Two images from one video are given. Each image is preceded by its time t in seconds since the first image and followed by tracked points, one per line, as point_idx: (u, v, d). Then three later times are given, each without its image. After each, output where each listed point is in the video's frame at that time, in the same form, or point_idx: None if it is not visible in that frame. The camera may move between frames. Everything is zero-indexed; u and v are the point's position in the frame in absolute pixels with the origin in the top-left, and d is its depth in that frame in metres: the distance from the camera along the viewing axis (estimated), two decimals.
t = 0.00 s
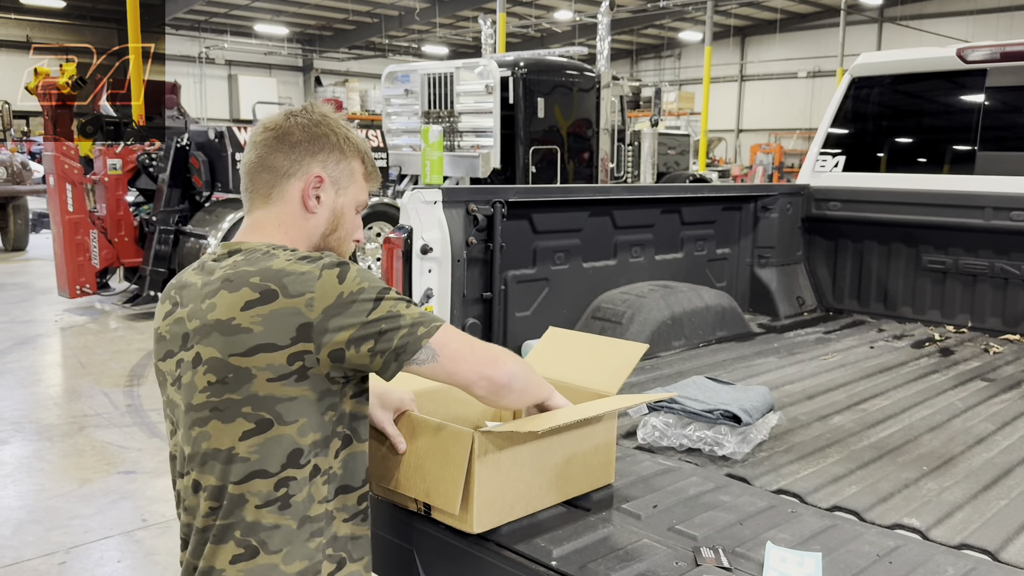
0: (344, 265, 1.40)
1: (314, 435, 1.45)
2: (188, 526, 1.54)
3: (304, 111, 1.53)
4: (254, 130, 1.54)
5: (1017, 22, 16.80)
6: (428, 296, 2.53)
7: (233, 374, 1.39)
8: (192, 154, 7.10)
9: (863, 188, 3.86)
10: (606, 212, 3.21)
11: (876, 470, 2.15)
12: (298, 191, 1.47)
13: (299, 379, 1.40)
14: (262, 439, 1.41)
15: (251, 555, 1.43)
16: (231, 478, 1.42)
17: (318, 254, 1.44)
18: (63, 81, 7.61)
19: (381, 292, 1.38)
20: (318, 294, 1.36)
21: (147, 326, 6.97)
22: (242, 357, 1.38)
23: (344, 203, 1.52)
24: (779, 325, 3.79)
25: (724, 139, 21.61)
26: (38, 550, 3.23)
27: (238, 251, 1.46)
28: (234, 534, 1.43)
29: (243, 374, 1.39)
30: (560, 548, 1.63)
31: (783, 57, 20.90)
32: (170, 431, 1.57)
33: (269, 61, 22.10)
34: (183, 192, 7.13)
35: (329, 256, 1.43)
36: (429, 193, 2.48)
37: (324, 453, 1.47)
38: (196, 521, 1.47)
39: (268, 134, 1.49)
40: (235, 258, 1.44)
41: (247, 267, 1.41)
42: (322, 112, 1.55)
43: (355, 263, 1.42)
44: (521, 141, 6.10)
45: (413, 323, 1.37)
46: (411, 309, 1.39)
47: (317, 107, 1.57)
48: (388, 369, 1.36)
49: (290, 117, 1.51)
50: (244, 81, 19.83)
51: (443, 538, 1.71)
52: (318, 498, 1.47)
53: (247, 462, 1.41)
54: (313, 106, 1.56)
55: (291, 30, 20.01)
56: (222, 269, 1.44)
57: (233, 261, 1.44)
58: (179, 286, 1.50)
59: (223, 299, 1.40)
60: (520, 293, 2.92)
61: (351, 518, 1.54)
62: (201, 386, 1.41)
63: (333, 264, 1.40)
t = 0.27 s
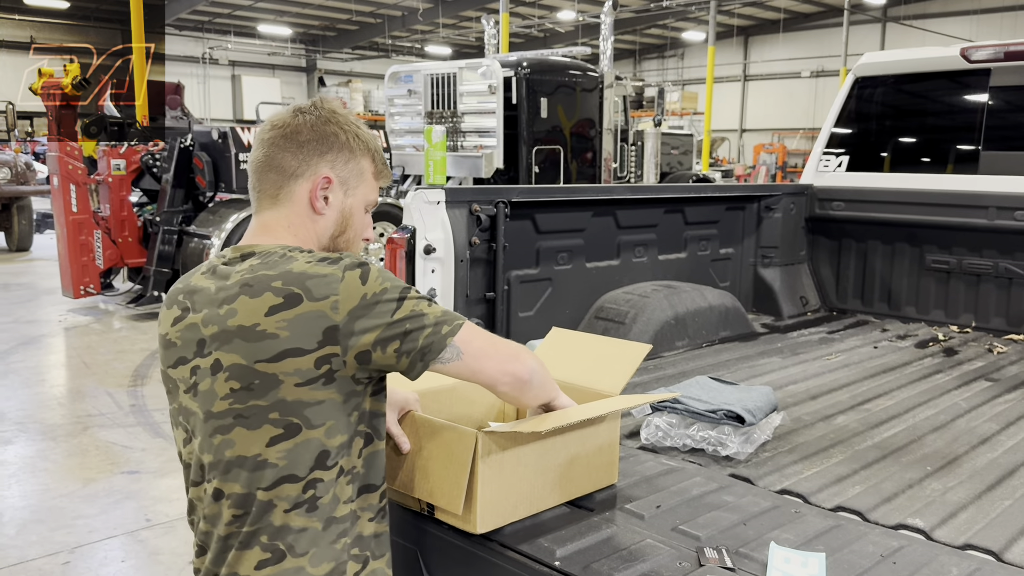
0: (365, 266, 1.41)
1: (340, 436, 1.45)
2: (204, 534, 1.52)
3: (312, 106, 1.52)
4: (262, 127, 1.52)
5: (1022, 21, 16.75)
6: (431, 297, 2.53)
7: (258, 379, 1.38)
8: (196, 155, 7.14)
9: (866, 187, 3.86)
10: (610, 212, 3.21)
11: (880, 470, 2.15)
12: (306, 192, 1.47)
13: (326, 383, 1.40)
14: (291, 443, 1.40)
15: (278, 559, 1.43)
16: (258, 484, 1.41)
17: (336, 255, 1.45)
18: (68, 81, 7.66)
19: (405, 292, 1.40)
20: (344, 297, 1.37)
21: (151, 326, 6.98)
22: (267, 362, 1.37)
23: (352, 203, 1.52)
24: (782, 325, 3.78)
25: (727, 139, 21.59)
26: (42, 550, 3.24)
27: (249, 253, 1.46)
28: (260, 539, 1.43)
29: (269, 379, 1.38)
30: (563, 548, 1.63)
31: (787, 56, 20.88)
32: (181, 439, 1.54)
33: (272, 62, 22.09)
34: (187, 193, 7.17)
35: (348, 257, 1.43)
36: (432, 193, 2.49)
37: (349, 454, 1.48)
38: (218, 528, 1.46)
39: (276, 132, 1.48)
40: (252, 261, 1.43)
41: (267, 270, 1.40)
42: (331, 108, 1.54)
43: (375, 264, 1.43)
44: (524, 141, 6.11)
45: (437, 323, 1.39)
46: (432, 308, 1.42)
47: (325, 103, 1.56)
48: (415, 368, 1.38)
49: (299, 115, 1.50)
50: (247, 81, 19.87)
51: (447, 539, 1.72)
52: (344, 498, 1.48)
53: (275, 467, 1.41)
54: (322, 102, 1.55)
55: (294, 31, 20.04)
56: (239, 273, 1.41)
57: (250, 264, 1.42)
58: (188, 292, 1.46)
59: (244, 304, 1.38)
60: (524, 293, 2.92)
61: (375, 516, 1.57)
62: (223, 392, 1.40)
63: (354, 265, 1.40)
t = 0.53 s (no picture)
0: (379, 267, 1.39)
1: (359, 440, 1.43)
2: (220, 543, 1.50)
3: (323, 107, 1.49)
4: (271, 126, 1.50)
5: None
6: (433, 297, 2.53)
7: (275, 384, 1.35)
8: (198, 155, 7.09)
9: (869, 187, 3.85)
10: (611, 212, 3.21)
11: (882, 470, 2.14)
12: (318, 195, 1.45)
13: (344, 386, 1.38)
14: (312, 448, 1.38)
15: (301, 566, 1.40)
16: (279, 491, 1.38)
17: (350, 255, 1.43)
18: (69, 81, 7.65)
19: (420, 294, 1.38)
20: (360, 299, 1.35)
21: (153, 326, 6.98)
22: (284, 367, 1.34)
23: (362, 207, 1.51)
24: (785, 325, 3.78)
25: (729, 139, 21.58)
26: (45, 550, 3.24)
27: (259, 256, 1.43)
28: (283, 546, 1.40)
29: (288, 385, 1.35)
30: (565, 548, 1.62)
31: (788, 56, 20.87)
32: (193, 447, 1.51)
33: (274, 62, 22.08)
34: (189, 193, 7.19)
35: (362, 258, 1.41)
36: (433, 193, 2.48)
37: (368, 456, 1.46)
38: (237, 537, 1.44)
39: (286, 133, 1.46)
40: (263, 264, 1.40)
41: (280, 273, 1.37)
42: (342, 108, 1.52)
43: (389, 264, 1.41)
44: (526, 141, 6.10)
45: (452, 327, 1.38)
46: (447, 310, 1.40)
47: (335, 102, 1.53)
48: (430, 374, 1.37)
49: (310, 115, 1.48)
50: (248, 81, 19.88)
51: (449, 539, 1.72)
52: (365, 501, 1.46)
53: (296, 474, 1.38)
54: (332, 101, 1.53)
55: (295, 31, 20.05)
56: (251, 277, 1.38)
57: (262, 266, 1.39)
58: (197, 296, 1.43)
59: (259, 308, 1.35)
60: (525, 293, 2.92)
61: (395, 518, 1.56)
62: (240, 399, 1.37)
63: (368, 266, 1.38)
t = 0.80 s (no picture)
0: (385, 270, 1.38)
1: (367, 444, 1.43)
2: (226, 548, 1.49)
3: (323, 103, 1.49)
4: (271, 124, 1.49)
5: None
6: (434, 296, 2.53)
7: (282, 390, 1.35)
8: (199, 154, 7.08)
9: (869, 187, 3.84)
10: (612, 211, 3.21)
11: (883, 470, 2.14)
12: (319, 195, 1.45)
13: (352, 392, 1.38)
14: (320, 453, 1.38)
15: (308, 571, 1.40)
16: (287, 496, 1.38)
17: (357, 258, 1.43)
18: (70, 82, 7.65)
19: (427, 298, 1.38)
20: (367, 304, 1.34)
21: (154, 326, 6.98)
22: (292, 373, 1.34)
23: (364, 205, 1.50)
24: (785, 325, 3.77)
25: (730, 138, 21.56)
26: (46, 550, 3.24)
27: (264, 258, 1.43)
28: (290, 550, 1.40)
29: (296, 390, 1.35)
30: (566, 548, 1.62)
31: (789, 55, 20.85)
32: (199, 450, 1.50)
33: (275, 62, 22.07)
34: (190, 193, 7.17)
35: (369, 261, 1.41)
36: (434, 193, 2.48)
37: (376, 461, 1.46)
38: (245, 542, 1.43)
39: (286, 131, 1.45)
40: (268, 268, 1.40)
41: (287, 278, 1.37)
42: (342, 104, 1.51)
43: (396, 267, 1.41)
44: (526, 141, 6.10)
45: (461, 331, 1.38)
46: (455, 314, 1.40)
47: (336, 97, 1.52)
48: (439, 378, 1.37)
49: (309, 112, 1.47)
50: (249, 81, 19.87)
51: (450, 538, 1.72)
52: (372, 504, 1.47)
53: (305, 479, 1.38)
54: (332, 97, 1.52)
55: (296, 31, 20.04)
56: (257, 280, 1.38)
57: (268, 270, 1.39)
58: (202, 300, 1.42)
59: (266, 314, 1.35)
60: (526, 292, 2.91)
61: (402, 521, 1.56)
62: (246, 404, 1.36)
63: (375, 270, 1.38)
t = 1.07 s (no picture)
0: (393, 281, 1.30)
1: (372, 455, 1.37)
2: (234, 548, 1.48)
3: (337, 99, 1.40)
4: (285, 121, 1.42)
5: None
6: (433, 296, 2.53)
7: (287, 399, 1.31)
8: (198, 155, 7.09)
9: (869, 187, 3.84)
10: (612, 211, 3.20)
11: (883, 469, 2.14)
12: (329, 196, 1.37)
13: (357, 405, 1.32)
14: (323, 464, 1.33)
15: None
16: (290, 505, 1.35)
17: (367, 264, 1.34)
18: (69, 82, 7.64)
19: (434, 312, 1.28)
20: (371, 316, 1.27)
21: (154, 327, 6.98)
22: (297, 384, 1.29)
23: (379, 207, 1.41)
24: (785, 325, 3.77)
25: (730, 138, 21.57)
26: (45, 550, 3.24)
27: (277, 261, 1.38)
28: (292, 559, 1.36)
29: (300, 401, 1.30)
30: (565, 548, 1.62)
31: (789, 55, 20.86)
32: (208, 449, 1.48)
33: (275, 62, 22.07)
34: (190, 193, 7.18)
35: (379, 268, 1.32)
36: (433, 193, 2.48)
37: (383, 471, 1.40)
38: (248, 547, 1.40)
39: (297, 129, 1.38)
40: (278, 273, 1.35)
41: (294, 286, 1.31)
42: (360, 98, 1.41)
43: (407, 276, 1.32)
44: (526, 141, 6.10)
45: (464, 354, 1.26)
46: (462, 332, 1.28)
47: (355, 91, 1.43)
48: (442, 400, 1.27)
49: (322, 109, 1.39)
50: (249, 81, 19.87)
51: (451, 539, 1.71)
52: (378, 514, 1.41)
53: (307, 488, 1.34)
54: (351, 91, 1.42)
55: (296, 32, 20.05)
56: (267, 286, 1.33)
57: (278, 276, 1.34)
58: (212, 299, 1.38)
59: (275, 321, 1.30)
60: (525, 293, 2.91)
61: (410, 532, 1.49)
62: (252, 410, 1.33)
63: (382, 280, 1.30)
